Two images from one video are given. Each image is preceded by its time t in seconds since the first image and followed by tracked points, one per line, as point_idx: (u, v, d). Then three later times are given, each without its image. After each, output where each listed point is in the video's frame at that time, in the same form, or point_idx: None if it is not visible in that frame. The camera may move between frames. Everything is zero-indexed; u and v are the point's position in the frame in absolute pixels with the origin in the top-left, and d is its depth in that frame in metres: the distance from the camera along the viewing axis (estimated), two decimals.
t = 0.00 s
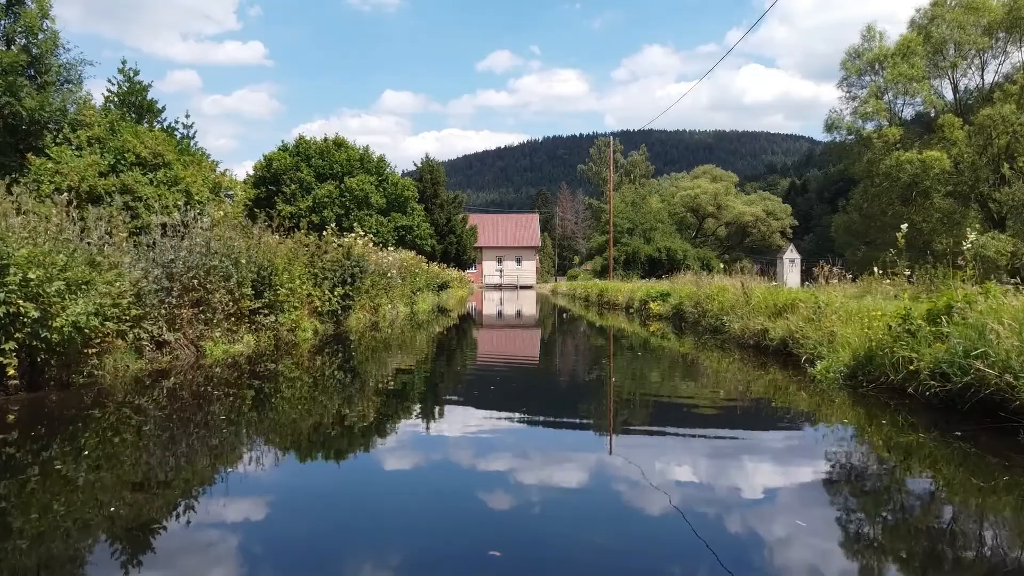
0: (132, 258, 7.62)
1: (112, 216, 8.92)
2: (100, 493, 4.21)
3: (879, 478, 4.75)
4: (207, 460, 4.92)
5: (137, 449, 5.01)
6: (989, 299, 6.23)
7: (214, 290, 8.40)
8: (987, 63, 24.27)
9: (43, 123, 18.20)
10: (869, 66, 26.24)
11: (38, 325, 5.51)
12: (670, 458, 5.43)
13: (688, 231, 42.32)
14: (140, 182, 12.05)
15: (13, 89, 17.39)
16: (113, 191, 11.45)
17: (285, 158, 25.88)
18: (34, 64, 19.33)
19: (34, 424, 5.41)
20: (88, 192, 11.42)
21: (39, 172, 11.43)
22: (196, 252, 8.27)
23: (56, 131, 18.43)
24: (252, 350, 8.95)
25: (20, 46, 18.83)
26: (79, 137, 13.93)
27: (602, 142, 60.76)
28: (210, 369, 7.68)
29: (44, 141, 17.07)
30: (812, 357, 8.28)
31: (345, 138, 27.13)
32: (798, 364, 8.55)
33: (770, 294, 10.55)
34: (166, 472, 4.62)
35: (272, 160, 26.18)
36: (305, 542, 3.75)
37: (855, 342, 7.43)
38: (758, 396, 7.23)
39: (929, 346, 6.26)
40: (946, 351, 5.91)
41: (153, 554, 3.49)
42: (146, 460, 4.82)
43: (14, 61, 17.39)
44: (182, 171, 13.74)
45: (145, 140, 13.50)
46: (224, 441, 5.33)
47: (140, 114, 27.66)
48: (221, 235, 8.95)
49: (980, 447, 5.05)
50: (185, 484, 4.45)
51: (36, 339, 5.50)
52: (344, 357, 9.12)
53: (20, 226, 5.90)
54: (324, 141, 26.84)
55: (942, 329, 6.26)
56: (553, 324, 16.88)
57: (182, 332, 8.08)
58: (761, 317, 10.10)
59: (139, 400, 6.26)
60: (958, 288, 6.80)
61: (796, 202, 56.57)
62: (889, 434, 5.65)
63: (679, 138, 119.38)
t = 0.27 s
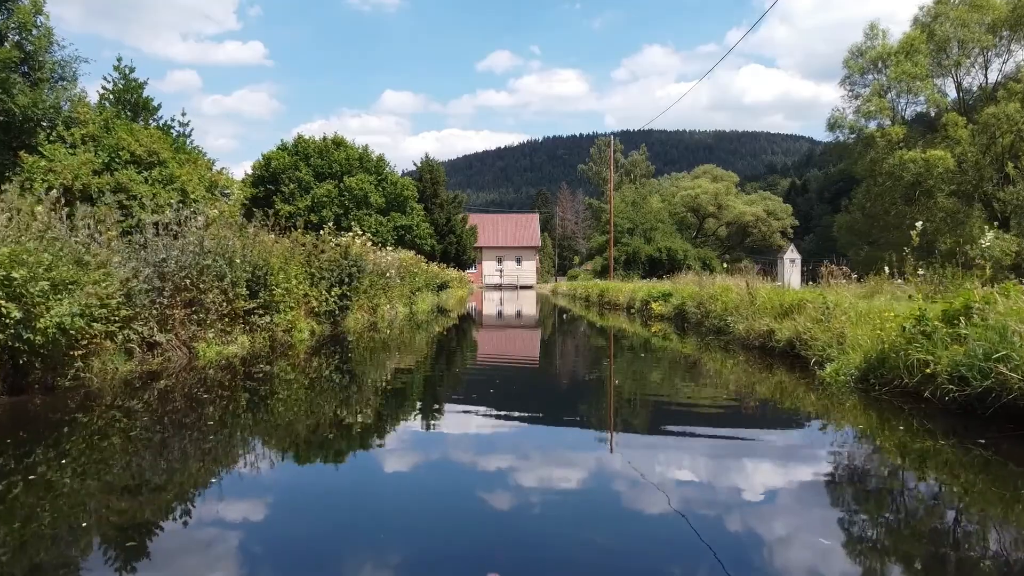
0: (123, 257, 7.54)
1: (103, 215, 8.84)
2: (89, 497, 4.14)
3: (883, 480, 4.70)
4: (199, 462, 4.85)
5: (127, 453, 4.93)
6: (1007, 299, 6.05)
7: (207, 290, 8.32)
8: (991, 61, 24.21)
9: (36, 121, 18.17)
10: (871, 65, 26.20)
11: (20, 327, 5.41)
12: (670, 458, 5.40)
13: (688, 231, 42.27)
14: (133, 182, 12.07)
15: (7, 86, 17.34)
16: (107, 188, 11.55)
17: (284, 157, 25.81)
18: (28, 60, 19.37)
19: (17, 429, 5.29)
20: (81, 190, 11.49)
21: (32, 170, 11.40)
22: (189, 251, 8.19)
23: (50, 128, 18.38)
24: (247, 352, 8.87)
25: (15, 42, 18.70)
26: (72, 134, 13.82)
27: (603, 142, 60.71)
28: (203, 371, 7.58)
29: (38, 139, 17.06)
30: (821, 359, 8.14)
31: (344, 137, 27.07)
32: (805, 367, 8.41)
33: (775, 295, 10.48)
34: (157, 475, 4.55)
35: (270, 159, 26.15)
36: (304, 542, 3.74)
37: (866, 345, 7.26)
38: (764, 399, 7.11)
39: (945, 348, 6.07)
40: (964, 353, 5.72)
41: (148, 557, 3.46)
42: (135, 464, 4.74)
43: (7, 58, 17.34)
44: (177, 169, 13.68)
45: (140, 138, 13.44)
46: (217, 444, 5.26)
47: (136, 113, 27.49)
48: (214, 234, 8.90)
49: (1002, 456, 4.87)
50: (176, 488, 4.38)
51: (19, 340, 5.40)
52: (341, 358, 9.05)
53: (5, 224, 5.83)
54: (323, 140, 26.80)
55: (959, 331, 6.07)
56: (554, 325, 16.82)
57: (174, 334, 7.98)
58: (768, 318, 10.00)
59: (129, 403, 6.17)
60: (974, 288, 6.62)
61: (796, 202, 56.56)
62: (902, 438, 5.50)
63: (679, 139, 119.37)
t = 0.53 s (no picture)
0: (113, 256, 7.44)
1: (93, 213, 8.75)
2: (78, 502, 4.05)
3: (886, 481, 4.65)
4: (191, 466, 4.77)
5: (115, 457, 4.83)
6: None
7: (200, 290, 8.23)
8: (994, 60, 24.15)
9: (29, 118, 18.10)
10: (875, 63, 26.15)
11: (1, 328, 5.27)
12: (670, 458, 5.35)
13: (689, 231, 42.23)
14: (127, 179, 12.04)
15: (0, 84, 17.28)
16: (100, 187, 11.53)
17: (282, 156, 25.76)
18: (20, 57, 19.25)
19: None
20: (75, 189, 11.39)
21: (24, 168, 11.31)
22: (181, 250, 8.11)
23: (43, 126, 18.31)
24: (242, 353, 8.77)
25: (7, 38, 18.61)
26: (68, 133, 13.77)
27: (603, 142, 60.65)
28: (196, 373, 7.48)
29: (30, 137, 16.96)
30: (830, 362, 8.01)
31: (343, 137, 27.06)
32: (814, 369, 8.28)
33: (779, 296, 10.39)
34: (148, 479, 4.46)
35: (269, 158, 26.08)
36: (304, 541, 3.71)
37: (879, 346, 7.09)
38: (772, 403, 6.94)
39: (964, 350, 5.93)
40: (984, 356, 5.58)
41: (144, 559, 3.41)
42: (124, 468, 4.64)
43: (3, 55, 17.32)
44: (172, 168, 13.63)
45: (135, 135, 13.37)
46: (210, 447, 5.18)
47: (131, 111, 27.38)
48: (208, 233, 8.83)
49: None
50: (167, 492, 4.29)
51: None
52: (339, 360, 8.98)
53: None
54: (322, 140, 26.74)
55: (978, 332, 5.94)
56: (554, 325, 16.77)
57: (166, 335, 7.86)
58: (774, 319, 9.90)
59: (119, 406, 6.06)
60: (991, 290, 6.48)
61: (796, 202, 56.60)
62: (916, 442, 5.35)
63: (679, 139, 119.37)
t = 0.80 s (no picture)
0: (102, 255, 7.34)
1: (83, 213, 8.68)
2: (65, 507, 3.95)
3: (891, 484, 4.58)
4: (183, 468, 4.68)
5: (103, 462, 4.73)
6: None
7: (192, 290, 8.15)
8: (998, 58, 24.10)
9: (21, 115, 18.06)
10: (877, 61, 26.10)
11: None
12: (671, 458, 5.31)
13: (689, 231, 42.18)
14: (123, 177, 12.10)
15: None
16: (94, 186, 11.52)
17: (281, 155, 25.74)
18: (13, 55, 19.16)
19: None
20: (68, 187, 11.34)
21: (16, 166, 11.22)
22: (173, 250, 8.04)
23: (35, 123, 18.26)
24: (235, 355, 8.68)
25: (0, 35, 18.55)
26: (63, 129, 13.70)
27: (603, 142, 60.63)
28: (188, 374, 7.37)
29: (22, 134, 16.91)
30: (841, 364, 7.76)
31: (342, 136, 27.07)
32: (823, 371, 8.05)
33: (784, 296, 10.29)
34: (138, 482, 4.37)
35: (268, 157, 26.05)
36: (304, 541, 3.68)
37: (892, 349, 6.77)
38: (780, 404, 6.82)
39: (984, 353, 5.64)
40: (1005, 360, 5.30)
41: (139, 560, 3.37)
42: (113, 472, 4.54)
43: None
44: (167, 166, 13.58)
45: (130, 133, 13.32)
46: (203, 449, 5.09)
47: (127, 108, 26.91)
48: (201, 233, 8.78)
49: None
50: (158, 494, 4.21)
51: None
52: (336, 361, 8.90)
53: None
54: (321, 139, 26.73)
55: (999, 335, 5.64)
56: (554, 325, 16.82)
57: (157, 336, 7.75)
58: (780, 319, 9.74)
59: (106, 409, 5.94)
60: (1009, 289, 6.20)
61: (795, 203, 56.60)
62: (928, 446, 5.22)
63: (680, 139, 119.33)
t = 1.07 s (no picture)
0: (88, 254, 7.17)
1: (71, 211, 8.55)
2: (51, 516, 3.83)
3: (892, 485, 4.54)
4: (174, 473, 4.57)
5: (89, 468, 4.59)
6: None
7: (183, 290, 8.00)
8: (1001, 56, 24.07)
9: (12, 112, 18.03)
10: (880, 59, 26.07)
11: None
12: (670, 458, 5.28)
13: (689, 230, 42.13)
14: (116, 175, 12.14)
15: None
16: (87, 184, 11.53)
17: (279, 155, 25.71)
18: (5, 51, 19.06)
19: None
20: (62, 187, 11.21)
21: (7, 164, 11.13)
22: (163, 248, 7.87)
23: (25, 120, 18.18)
24: (228, 357, 8.55)
25: None
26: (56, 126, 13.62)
27: (603, 141, 60.58)
28: (179, 376, 7.24)
29: (14, 131, 16.83)
30: (851, 366, 7.57)
31: (340, 135, 27.03)
32: (832, 374, 7.86)
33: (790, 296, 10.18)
34: (125, 489, 4.26)
35: (266, 156, 26.00)
36: (302, 542, 3.66)
37: (905, 350, 6.62)
38: (788, 407, 6.69)
39: (1003, 354, 5.46)
40: None
41: (135, 564, 3.33)
42: (98, 479, 4.41)
43: None
44: (162, 164, 13.55)
45: (123, 131, 13.27)
46: (195, 453, 4.98)
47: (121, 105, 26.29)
48: (193, 231, 8.65)
49: None
50: (147, 501, 4.09)
51: None
52: (332, 362, 8.83)
53: None
54: (320, 138, 26.72)
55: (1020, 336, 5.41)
56: (554, 325, 16.87)
57: (146, 337, 7.57)
58: (786, 319, 9.60)
59: (92, 413, 5.79)
60: None
61: (795, 202, 56.63)
62: (941, 450, 5.10)
63: (680, 139, 119.33)
